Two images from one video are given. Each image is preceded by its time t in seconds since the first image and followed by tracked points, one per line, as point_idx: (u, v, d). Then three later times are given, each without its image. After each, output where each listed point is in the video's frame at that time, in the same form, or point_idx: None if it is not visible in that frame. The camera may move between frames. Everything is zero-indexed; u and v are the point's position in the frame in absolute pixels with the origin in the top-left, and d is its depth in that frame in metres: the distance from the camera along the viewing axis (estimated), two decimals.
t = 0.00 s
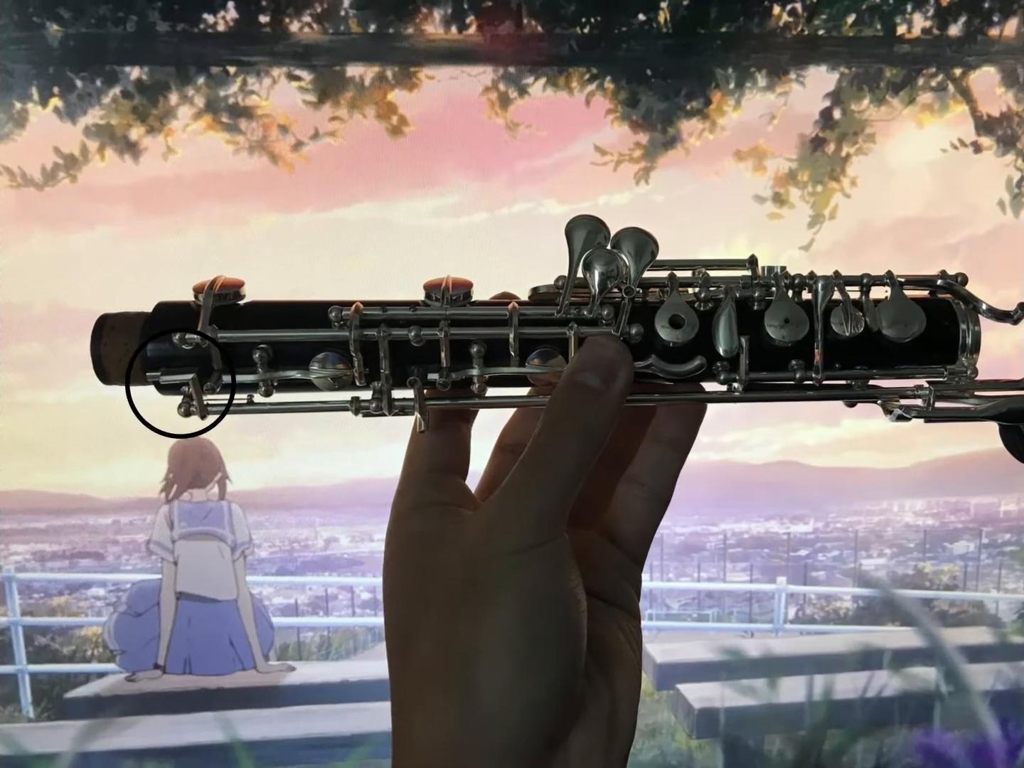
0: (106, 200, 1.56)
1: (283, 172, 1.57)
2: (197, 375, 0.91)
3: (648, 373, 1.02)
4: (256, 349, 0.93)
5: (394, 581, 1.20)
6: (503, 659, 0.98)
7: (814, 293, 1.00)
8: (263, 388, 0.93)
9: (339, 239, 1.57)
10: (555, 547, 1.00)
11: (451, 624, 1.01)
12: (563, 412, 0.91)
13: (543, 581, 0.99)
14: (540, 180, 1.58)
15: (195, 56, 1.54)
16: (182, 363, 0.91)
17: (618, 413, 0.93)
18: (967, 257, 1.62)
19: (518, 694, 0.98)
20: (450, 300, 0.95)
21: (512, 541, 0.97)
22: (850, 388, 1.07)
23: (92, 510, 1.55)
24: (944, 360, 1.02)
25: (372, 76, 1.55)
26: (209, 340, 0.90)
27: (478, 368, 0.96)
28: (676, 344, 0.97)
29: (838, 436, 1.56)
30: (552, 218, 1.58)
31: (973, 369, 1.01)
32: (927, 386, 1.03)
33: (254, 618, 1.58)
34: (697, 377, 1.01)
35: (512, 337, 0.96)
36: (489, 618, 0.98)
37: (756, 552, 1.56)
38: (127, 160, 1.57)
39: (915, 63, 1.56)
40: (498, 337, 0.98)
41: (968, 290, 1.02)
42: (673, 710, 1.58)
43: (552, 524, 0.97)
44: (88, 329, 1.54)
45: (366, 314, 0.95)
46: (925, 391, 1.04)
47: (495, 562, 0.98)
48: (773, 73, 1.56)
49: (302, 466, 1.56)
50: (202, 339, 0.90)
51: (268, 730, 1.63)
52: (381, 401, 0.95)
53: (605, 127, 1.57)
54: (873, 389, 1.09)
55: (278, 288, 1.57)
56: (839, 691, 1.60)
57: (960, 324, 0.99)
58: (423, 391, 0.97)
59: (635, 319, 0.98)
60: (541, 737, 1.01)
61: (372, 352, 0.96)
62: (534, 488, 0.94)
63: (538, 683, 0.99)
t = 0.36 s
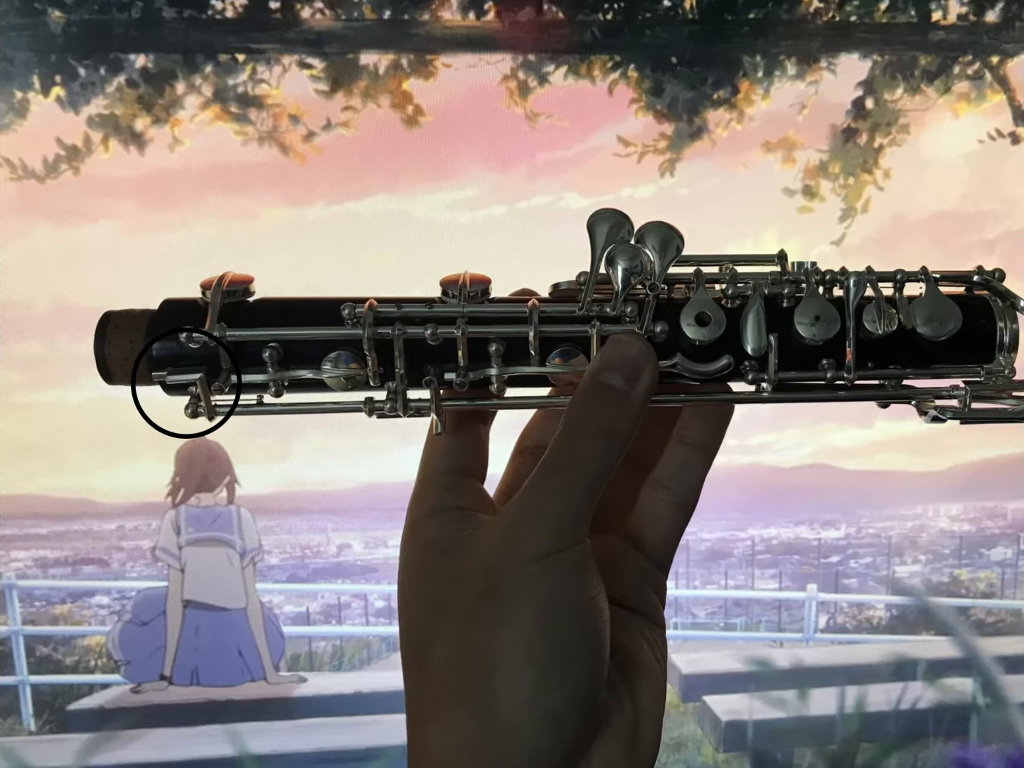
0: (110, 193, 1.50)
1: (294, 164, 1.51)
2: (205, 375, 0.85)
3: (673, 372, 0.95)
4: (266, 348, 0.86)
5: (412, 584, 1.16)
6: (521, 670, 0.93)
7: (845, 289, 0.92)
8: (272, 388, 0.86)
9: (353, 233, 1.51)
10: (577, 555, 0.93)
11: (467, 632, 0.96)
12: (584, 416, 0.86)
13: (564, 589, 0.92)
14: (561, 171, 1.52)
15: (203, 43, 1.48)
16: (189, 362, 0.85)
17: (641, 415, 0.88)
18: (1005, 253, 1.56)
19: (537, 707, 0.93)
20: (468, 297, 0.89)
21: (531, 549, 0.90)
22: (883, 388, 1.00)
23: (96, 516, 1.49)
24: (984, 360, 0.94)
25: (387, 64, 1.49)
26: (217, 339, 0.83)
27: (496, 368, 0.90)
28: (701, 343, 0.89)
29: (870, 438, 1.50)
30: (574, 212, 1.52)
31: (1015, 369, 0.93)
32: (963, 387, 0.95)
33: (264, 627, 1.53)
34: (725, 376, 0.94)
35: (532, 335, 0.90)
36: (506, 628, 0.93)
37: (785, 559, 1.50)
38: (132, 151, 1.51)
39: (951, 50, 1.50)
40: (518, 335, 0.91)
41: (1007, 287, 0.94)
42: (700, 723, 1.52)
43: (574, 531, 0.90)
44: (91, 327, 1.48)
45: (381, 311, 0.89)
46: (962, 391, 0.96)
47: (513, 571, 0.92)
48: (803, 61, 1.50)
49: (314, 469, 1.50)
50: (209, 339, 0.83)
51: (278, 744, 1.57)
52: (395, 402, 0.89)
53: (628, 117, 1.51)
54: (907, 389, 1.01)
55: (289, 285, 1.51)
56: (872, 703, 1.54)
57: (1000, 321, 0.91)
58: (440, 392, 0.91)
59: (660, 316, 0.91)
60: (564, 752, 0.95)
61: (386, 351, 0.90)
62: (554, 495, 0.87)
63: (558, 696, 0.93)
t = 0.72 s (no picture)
0: (115, 186, 1.45)
1: (306, 156, 1.45)
2: (213, 375, 0.79)
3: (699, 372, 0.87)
4: (277, 346, 0.81)
5: (429, 590, 1.11)
6: (542, 681, 0.87)
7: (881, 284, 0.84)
8: (283, 389, 0.80)
9: (368, 228, 1.45)
10: (602, 560, 0.87)
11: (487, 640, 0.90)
12: (605, 416, 0.80)
13: (588, 596, 0.87)
14: (584, 163, 1.46)
15: (211, 29, 1.42)
16: (197, 363, 0.79)
17: (667, 416, 0.82)
18: None
19: (558, 720, 0.87)
20: (487, 292, 0.82)
21: (554, 553, 0.85)
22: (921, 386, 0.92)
23: (100, 521, 1.43)
24: None
25: (403, 51, 1.43)
26: (226, 336, 0.78)
27: (515, 368, 0.82)
28: (729, 341, 0.82)
29: (905, 441, 1.44)
30: (598, 205, 1.46)
31: None
32: (1003, 387, 0.89)
33: (275, 637, 1.47)
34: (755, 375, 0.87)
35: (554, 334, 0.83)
36: (527, 636, 0.87)
37: (817, 566, 1.45)
38: (137, 142, 1.45)
39: (989, 37, 1.44)
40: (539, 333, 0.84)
41: None
42: (728, 736, 1.47)
43: (599, 535, 0.84)
44: (95, 325, 1.42)
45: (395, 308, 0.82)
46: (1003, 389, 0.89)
47: (534, 576, 0.86)
48: (836, 48, 1.44)
49: (327, 473, 1.44)
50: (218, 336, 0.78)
51: (288, 759, 1.51)
52: (412, 403, 0.83)
53: (653, 106, 1.45)
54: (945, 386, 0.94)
55: (300, 280, 1.45)
56: (907, 716, 1.48)
57: None
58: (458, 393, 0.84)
59: (688, 312, 0.83)
60: None
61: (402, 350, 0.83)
62: (577, 497, 0.82)
63: (582, 710, 0.87)
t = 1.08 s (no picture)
0: (119, 177, 1.39)
1: (319, 146, 1.39)
2: (222, 375, 0.73)
3: (728, 373, 0.82)
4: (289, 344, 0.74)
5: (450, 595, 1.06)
6: (566, 696, 0.81)
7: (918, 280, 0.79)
8: (295, 390, 0.74)
9: (383, 221, 1.40)
10: (629, 568, 0.81)
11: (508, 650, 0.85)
12: (630, 415, 0.74)
13: (613, 605, 0.80)
14: (607, 154, 1.40)
15: (220, 14, 1.36)
16: (205, 362, 0.73)
17: (696, 416, 0.76)
18: None
19: (582, 736, 0.81)
20: (507, 287, 0.76)
21: (577, 561, 0.79)
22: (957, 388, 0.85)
23: (105, 527, 1.38)
24: None
25: (420, 37, 1.37)
26: (236, 335, 0.72)
27: (537, 368, 0.76)
28: (759, 339, 0.76)
29: (942, 443, 1.39)
30: (623, 197, 1.40)
31: None
32: None
33: (286, 648, 1.41)
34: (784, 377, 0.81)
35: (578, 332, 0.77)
36: (550, 647, 0.81)
37: (852, 574, 1.39)
38: (142, 132, 1.39)
39: None
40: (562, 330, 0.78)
41: None
42: (759, 751, 1.41)
43: (625, 541, 0.78)
44: (99, 323, 1.37)
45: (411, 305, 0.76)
46: None
47: (556, 584, 0.81)
48: (871, 34, 1.38)
49: (341, 476, 1.39)
50: (226, 334, 0.71)
51: None
52: (428, 404, 0.76)
53: (681, 94, 1.39)
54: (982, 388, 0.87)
55: (313, 276, 1.39)
56: (945, 730, 1.43)
57: None
58: (477, 394, 0.77)
59: (717, 310, 0.78)
60: None
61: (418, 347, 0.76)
62: (600, 501, 0.76)
63: (607, 726, 0.81)
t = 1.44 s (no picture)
0: (124, 169, 1.33)
1: (332, 135, 1.33)
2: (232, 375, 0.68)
3: (758, 373, 0.75)
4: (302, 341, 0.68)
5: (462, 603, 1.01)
6: (593, 711, 0.76)
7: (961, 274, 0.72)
8: (308, 390, 0.68)
9: (401, 214, 1.34)
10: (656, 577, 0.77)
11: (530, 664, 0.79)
12: (657, 417, 0.70)
13: (641, 616, 0.77)
14: (635, 143, 1.34)
15: None
16: (214, 361, 0.68)
17: (727, 418, 0.72)
18: None
19: (609, 753, 0.76)
20: (529, 281, 0.70)
21: (604, 569, 0.75)
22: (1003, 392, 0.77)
23: (110, 533, 1.32)
24: None
25: (438, 22, 1.32)
26: (244, 334, 0.66)
27: (561, 367, 0.70)
28: (792, 337, 0.70)
29: (983, 446, 1.33)
30: (651, 189, 1.34)
31: None
32: None
33: (299, 660, 1.35)
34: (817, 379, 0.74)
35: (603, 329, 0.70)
36: (574, 660, 0.77)
37: (889, 583, 1.33)
38: (148, 121, 1.33)
39: None
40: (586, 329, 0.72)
41: None
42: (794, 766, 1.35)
43: (653, 549, 0.75)
44: (104, 320, 1.31)
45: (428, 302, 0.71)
46: None
47: (580, 593, 0.77)
48: (909, 19, 1.33)
49: (355, 480, 1.33)
50: (236, 333, 0.66)
51: None
52: (447, 405, 0.71)
53: (711, 82, 1.33)
54: None
55: (327, 271, 1.33)
56: (986, 745, 1.37)
57: None
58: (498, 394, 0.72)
59: (749, 306, 0.71)
60: None
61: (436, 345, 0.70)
62: (628, 506, 0.72)
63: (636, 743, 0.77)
